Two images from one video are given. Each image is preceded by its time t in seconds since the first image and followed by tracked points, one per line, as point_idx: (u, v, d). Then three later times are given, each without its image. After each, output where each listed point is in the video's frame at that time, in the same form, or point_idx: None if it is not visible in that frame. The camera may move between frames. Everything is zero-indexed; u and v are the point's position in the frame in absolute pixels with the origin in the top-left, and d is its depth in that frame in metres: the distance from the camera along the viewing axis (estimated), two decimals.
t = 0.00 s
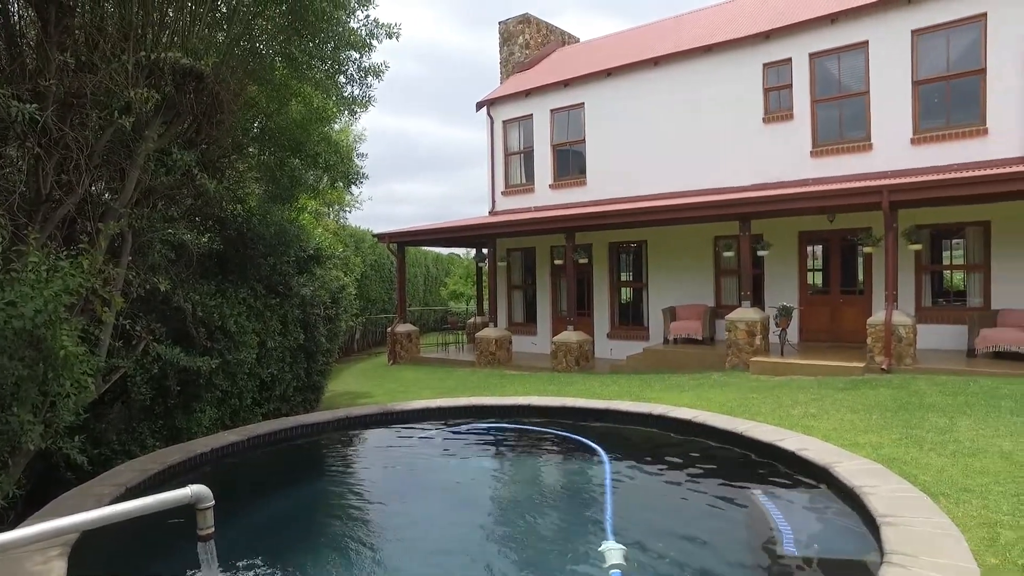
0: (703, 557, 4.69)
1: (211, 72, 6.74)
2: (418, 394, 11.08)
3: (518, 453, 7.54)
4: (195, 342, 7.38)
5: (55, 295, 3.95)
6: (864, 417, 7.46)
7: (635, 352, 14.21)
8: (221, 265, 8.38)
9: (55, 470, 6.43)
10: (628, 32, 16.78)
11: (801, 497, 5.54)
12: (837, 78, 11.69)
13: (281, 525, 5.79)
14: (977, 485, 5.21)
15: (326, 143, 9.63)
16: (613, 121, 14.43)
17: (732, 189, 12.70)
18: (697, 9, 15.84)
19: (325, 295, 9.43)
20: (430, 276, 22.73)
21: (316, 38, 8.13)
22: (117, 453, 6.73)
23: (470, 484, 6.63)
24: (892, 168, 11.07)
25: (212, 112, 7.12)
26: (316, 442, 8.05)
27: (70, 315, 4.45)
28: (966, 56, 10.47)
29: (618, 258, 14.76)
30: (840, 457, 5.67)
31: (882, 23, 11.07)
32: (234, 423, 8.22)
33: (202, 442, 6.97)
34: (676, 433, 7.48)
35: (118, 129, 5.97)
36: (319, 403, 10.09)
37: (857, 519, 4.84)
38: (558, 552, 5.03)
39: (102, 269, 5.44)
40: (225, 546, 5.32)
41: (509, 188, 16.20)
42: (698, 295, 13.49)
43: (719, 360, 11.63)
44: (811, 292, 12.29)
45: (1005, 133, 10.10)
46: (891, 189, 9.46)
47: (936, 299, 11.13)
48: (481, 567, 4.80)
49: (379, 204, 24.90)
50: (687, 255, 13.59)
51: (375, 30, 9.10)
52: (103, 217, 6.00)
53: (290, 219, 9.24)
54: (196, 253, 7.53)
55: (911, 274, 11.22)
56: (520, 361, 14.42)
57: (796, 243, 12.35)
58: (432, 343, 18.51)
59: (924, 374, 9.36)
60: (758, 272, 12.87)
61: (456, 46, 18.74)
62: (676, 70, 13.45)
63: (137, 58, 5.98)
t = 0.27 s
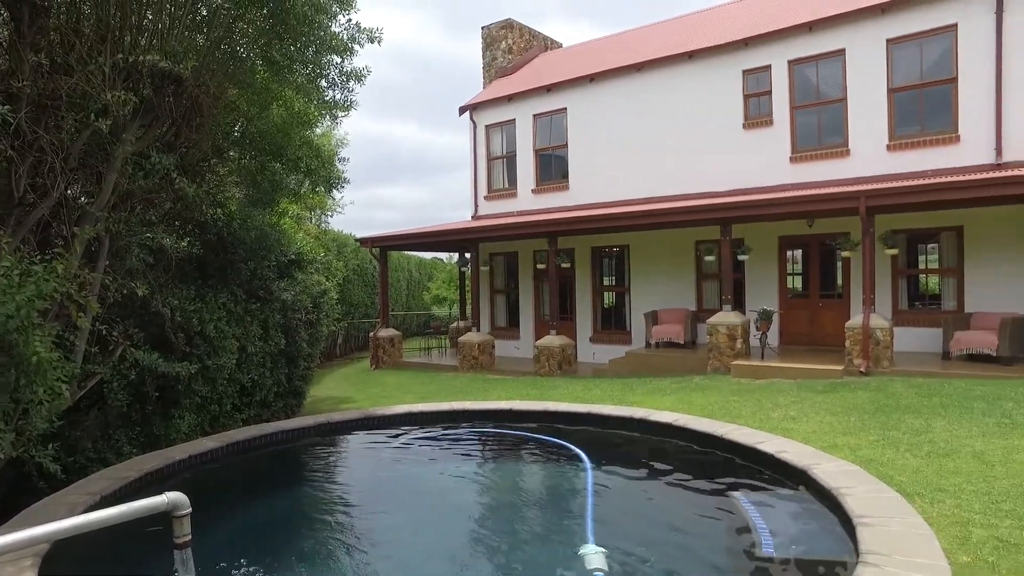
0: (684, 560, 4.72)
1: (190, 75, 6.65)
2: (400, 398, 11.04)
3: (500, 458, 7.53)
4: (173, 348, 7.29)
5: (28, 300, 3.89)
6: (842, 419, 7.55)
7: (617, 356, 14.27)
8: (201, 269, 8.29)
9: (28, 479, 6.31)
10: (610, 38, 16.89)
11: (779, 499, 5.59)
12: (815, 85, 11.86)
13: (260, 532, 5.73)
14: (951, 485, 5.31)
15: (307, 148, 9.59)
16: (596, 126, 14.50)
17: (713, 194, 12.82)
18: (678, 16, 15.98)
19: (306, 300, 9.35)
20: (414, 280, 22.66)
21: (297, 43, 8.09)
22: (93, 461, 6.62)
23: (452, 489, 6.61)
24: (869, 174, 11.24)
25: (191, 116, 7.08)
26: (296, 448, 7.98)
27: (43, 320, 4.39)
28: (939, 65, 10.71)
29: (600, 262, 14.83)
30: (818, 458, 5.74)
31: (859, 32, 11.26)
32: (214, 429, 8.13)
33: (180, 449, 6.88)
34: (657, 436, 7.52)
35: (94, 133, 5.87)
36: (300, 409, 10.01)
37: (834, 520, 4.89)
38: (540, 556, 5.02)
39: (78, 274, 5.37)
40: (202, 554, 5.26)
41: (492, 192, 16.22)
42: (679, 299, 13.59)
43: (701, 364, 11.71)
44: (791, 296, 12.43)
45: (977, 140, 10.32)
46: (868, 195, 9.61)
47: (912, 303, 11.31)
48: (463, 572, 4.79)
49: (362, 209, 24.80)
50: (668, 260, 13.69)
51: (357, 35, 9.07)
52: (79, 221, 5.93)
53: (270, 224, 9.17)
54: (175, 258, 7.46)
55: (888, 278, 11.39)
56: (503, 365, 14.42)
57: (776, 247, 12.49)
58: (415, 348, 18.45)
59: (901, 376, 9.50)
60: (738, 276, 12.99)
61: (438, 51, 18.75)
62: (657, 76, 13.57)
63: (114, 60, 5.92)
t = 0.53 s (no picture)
0: (663, 562, 4.75)
1: (167, 77, 6.59)
2: (381, 403, 10.98)
3: (481, 462, 7.53)
4: (149, 353, 7.19)
5: None
6: (818, 421, 7.65)
7: (598, 359, 14.34)
8: (178, 273, 8.20)
9: None
10: (591, 43, 16.98)
11: (757, 501, 5.65)
12: (792, 91, 12.03)
13: (237, 538, 5.67)
14: (923, 485, 5.40)
15: (287, 151, 9.51)
16: (576, 131, 14.57)
17: (693, 199, 12.94)
18: (658, 22, 16.12)
19: (286, 304, 9.26)
20: (395, 284, 22.58)
21: (276, 45, 8.02)
22: (65, 468, 6.51)
23: (432, 493, 6.59)
24: (845, 179, 11.42)
25: (168, 118, 7.02)
26: (275, 453, 7.90)
27: (13, 325, 4.31)
28: (911, 73, 10.95)
29: (582, 266, 14.89)
30: (794, 460, 5.82)
31: (834, 40, 11.45)
32: (191, 435, 8.03)
33: (155, 456, 6.79)
34: (637, 439, 7.56)
35: (68, 135, 5.80)
36: (280, 414, 9.92)
37: (810, 521, 4.96)
38: (520, 560, 5.03)
39: (51, 277, 5.29)
40: (178, 560, 5.19)
41: (473, 196, 16.22)
42: (659, 302, 13.69)
43: (681, 367, 11.80)
44: (769, 300, 12.58)
45: (948, 147, 10.55)
46: (844, 200, 9.77)
47: (887, 306, 11.50)
48: None
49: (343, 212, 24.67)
50: (649, 264, 13.79)
51: (337, 38, 9.03)
52: (51, 224, 5.86)
53: (249, 227, 9.09)
54: (151, 261, 7.38)
55: (864, 282, 11.57)
56: (484, 369, 14.41)
57: (754, 252, 12.64)
58: (396, 352, 18.36)
59: (877, 378, 9.65)
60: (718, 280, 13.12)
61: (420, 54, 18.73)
62: (638, 82, 13.68)
63: (88, 61, 5.85)
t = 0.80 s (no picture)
0: (643, 564, 4.78)
1: (143, 78, 6.52)
2: (361, 407, 10.92)
3: (462, 466, 7.51)
4: (125, 357, 7.10)
5: None
6: (796, 422, 7.75)
7: (579, 362, 14.39)
8: (154, 277, 8.12)
9: None
10: (572, 47, 17.06)
11: (735, 503, 5.70)
12: (770, 97, 12.19)
13: (214, 544, 5.60)
14: (898, 484, 5.50)
15: (266, 154, 9.44)
16: (558, 135, 14.63)
17: (672, 203, 13.05)
18: (639, 27, 16.25)
19: (265, 307, 9.17)
20: (376, 288, 22.48)
21: (256, 47, 7.96)
22: (37, 475, 6.40)
23: (413, 497, 6.56)
24: (821, 183, 11.59)
25: (145, 120, 6.94)
26: (254, 458, 7.83)
27: None
28: (884, 80, 11.16)
29: (562, 269, 14.94)
30: (772, 461, 5.88)
31: (810, 46, 11.63)
32: (167, 441, 7.92)
33: (130, 462, 6.70)
34: (618, 442, 7.60)
35: (40, 136, 5.71)
36: (259, 419, 9.82)
37: (788, 522, 5.02)
38: (501, 563, 5.03)
39: (24, 281, 5.18)
40: (154, 568, 5.12)
41: (454, 200, 16.22)
42: (640, 306, 13.77)
43: (661, 369, 11.88)
44: (748, 302, 12.72)
45: (922, 152, 10.76)
46: (821, 204, 9.91)
47: (863, 309, 11.68)
48: None
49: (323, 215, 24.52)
50: (629, 267, 13.88)
51: (317, 40, 8.97)
52: (23, 226, 5.75)
53: (228, 230, 8.99)
54: (127, 264, 7.29)
55: (840, 285, 11.75)
56: (466, 372, 14.39)
57: (734, 255, 12.77)
58: (377, 356, 18.28)
59: (853, 380, 9.79)
60: (697, 283, 13.24)
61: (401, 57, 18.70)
62: (618, 86, 13.77)
63: (61, 61, 5.76)
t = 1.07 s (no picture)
0: (626, 567, 4.79)
1: (122, 79, 6.44)
2: (343, 411, 10.85)
3: (444, 470, 7.49)
4: (102, 362, 6.98)
5: None
6: (775, 424, 7.84)
7: (562, 365, 14.43)
8: (132, 281, 8.00)
9: None
10: (554, 51, 17.12)
11: (716, 504, 5.74)
12: (749, 102, 12.32)
13: (193, 552, 5.52)
14: (874, 484, 5.58)
15: (246, 156, 9.36)
16: (540, 138, 14.68)
17: (654, 206, 13.14)
18: (620, 32, 16.36)
19: (245, 311, 9.06)
20: (358, 291, 22.37)
21: (236, 49, 7.89)
22: (10, 483, 6.28)
23: (396, 502, 6.52)
24: (800, 188, 11.74)
25: (123, 121, 6.87)
26: (234, 464, 7.73)
27: None
28: (861, 87, 11.35)
29: (545, 273, 14.99)
30: (752, 463, 5.94)
31: (788, 53, 11.80)
32: (146, 447, 7.81)
33: (106, 469, 6.59)
34: (598, 444, 7.62)
35: (13, 136, 5.67)
36: (239, 423, 9.72)
37: (768, 523, 5.06)
38: (484, 567, 5.01)
39: None
40: None
41: (436, 203, 16.21)
42: (622, 308, 13.85)
43: (643, 372, 11.95)
44: (728, 305, 12.85)
45: (897, 157, 10.95)
46: (799, 208, 10.05)
47: (842, 311, 11.84)
48: None
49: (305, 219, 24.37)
50: (611, 270, 13.94)
51: (299, 43, 8.92)
52: None
53: (207, 234, 8.89)
54: (104, 267, 7.28)
55: (819, 288, 11.90)
56: (448, 376, 14.36)
57: (714, 258, 12.89)
58: (359, 359, 18.18)
59: (831, 382, 9.92)
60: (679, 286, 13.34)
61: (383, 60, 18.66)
62: (600, 90, 13.86)
63: (35, 61, 5.71)
